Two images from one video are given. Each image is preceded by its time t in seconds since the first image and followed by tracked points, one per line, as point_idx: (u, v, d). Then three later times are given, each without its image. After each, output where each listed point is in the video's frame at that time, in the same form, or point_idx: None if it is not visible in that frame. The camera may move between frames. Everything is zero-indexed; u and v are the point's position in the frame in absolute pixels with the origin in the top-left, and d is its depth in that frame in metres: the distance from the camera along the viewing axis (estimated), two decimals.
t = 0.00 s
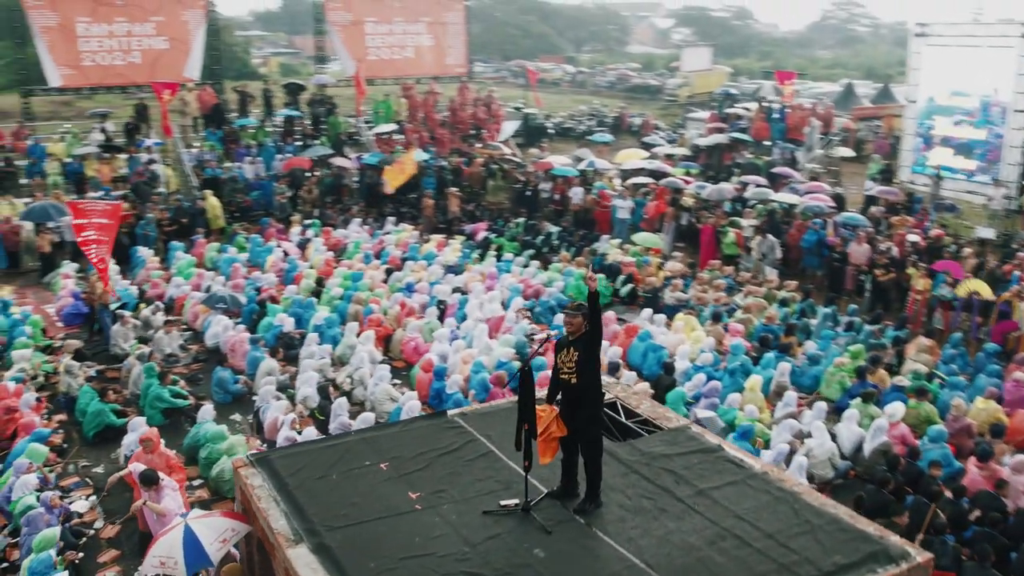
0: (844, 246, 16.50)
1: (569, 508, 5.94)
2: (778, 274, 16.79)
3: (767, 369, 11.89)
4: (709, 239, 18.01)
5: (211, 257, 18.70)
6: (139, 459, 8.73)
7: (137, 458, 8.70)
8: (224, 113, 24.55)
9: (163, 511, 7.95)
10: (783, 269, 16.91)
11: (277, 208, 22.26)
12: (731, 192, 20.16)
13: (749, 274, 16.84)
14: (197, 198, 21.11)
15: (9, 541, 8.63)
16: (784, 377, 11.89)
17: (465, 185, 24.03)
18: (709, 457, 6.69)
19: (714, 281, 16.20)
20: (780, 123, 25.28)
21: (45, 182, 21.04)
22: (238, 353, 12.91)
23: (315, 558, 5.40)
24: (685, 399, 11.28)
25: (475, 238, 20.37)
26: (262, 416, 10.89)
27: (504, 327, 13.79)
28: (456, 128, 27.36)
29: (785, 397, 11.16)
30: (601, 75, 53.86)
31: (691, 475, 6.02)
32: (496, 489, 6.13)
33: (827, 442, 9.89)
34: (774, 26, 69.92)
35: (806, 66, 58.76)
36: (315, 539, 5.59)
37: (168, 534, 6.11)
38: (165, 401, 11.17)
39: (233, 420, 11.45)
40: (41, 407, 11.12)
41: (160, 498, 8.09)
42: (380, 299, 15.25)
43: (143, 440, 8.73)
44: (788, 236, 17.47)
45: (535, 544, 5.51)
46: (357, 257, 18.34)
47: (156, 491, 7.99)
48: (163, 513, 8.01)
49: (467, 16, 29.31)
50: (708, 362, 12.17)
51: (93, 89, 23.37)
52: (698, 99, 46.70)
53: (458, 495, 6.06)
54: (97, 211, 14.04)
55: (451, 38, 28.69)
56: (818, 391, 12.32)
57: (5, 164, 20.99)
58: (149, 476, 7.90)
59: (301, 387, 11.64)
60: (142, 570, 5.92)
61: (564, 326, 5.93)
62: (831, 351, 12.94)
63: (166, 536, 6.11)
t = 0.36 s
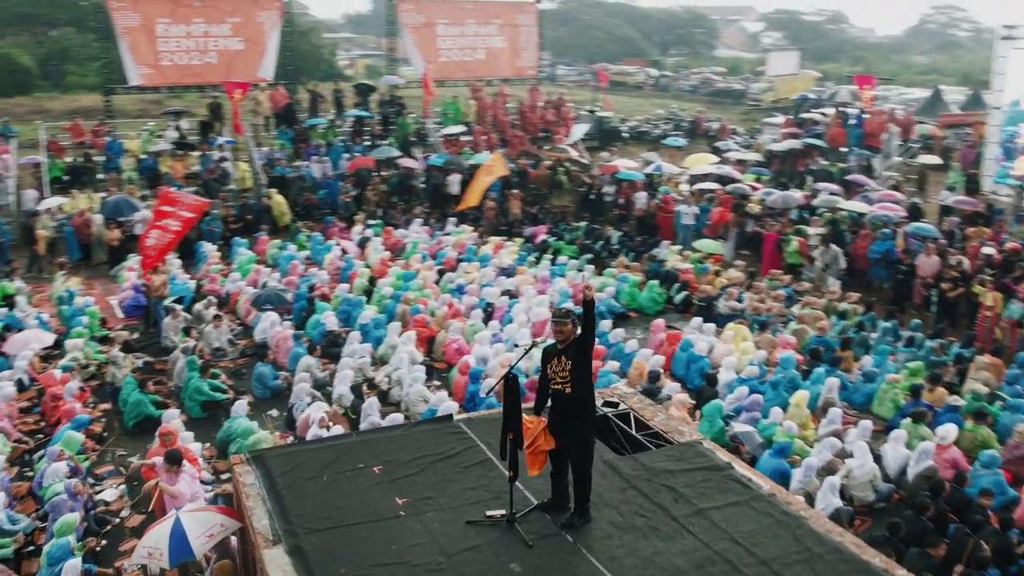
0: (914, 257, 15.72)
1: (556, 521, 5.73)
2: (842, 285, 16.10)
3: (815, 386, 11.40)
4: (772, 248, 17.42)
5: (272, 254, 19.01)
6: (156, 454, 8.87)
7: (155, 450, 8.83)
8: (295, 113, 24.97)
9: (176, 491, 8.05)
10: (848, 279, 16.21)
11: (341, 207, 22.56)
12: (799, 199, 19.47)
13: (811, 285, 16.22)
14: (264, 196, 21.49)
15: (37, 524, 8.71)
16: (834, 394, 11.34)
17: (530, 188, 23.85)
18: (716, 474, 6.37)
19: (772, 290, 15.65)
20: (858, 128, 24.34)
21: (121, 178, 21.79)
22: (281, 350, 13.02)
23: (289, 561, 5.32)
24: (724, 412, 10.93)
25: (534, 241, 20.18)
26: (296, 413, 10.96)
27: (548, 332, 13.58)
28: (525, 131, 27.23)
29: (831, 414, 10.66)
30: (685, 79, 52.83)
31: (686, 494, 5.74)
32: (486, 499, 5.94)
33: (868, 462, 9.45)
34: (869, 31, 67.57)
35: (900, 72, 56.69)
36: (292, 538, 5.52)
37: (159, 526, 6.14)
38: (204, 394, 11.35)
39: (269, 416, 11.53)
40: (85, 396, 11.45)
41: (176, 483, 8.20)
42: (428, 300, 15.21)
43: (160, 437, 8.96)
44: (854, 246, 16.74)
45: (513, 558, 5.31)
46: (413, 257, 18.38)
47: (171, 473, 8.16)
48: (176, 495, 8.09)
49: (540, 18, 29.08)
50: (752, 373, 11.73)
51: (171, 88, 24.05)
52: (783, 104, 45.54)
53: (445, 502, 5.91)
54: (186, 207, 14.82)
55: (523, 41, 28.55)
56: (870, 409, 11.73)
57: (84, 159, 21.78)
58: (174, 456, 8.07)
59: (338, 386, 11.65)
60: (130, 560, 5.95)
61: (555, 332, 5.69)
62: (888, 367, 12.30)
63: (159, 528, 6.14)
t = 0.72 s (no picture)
0: (989, 268, 14.86)
1: (541, 530, 5.52)
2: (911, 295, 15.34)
3: (866, 400, 10.85)
4: (839, 255, 16.74)
5: (334, 249, 19.22)
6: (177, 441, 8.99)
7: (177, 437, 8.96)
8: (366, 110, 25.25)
9: (193, 470, 8.08)
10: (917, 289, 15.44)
11: (407, 204, 22.67)
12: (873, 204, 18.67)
13: (877, 294, 15.52)
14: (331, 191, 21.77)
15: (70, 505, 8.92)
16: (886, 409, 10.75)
17: (597, 188, 23.55)
18: (721, 489, 6.05)
19: (834, 299, 15.03)
20: (941, 132, 23.27)
21: (195, 172, 22.40)
22: (325, 344, 13.09)
23: (263, 556, 5.27)
24: (765, 425, 10.49)
25: (595, 242, 19.89)
26: (331, 407, 10.99)
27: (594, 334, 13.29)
28: (596, 131, 26.95)
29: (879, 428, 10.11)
30: (773, 80, 51.39)
31: (679, 508, 5.45)
32: (474, 502, 5.78)
33: (912, 482, 8.93)
34: (974, 32, 64.63)
35: (1001, 75, 54.17)
36: (271, 534, 5.47)
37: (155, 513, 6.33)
38: (244, 385, 11.49)
39: (307, 409, 11.59)
40: (131, 383, 11.75)
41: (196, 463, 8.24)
42: (478, 298, 15.11)
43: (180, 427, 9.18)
44: (926, 254, 15.94)
45: (487, 566, 5.14)
46: (471, 256, 18.31)
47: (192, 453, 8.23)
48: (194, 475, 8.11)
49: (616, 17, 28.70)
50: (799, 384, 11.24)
51: (248, 85, 24.61)
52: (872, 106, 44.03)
53: (432, 505, 5.77)
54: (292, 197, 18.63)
55: (597, 40, 28.21)
56: (926, 426, 11.10)
57: (161, 153, 22.44)
58: (201, 436, 8.19)
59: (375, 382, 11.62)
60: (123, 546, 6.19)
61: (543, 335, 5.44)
62: (948, 383, 11.61)
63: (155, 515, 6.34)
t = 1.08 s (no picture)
0: None
1: (523, 531, 5.37)
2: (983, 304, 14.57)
3: (918, 413, 10.32)
4: (911, 261, 16.02)
5: (395, 241, 19.35)
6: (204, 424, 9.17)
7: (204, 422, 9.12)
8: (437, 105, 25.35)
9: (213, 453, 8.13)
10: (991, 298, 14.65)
11: (473, 199, 22.69)
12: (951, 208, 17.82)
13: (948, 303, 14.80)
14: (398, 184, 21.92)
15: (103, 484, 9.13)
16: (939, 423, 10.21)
17: (667, 187, 23.11)
18: (721, 498, 5.79)
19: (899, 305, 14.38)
20: None
21: (268, 163, 22.87)
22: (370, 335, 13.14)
23: (240, 542, 5.26)
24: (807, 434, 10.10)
25: (658, 241, 19.51)
26: (366, 398, 10.95)
27: (641, 335, 13.00)
28: (669, 128, 26.48)
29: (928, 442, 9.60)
30: (867, 79, 49.56)
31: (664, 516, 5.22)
32: (460, 499, 5.66)
33: (956, 501, 8.42)
34: None
35: None
36: (253, 521, 5.46)
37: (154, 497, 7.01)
38: (285, 372, 11.63)
39: (346, 400, 11.64)
40: (178, 367, 12.05)
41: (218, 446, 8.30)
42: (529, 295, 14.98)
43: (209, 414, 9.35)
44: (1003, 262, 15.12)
45: (458, 565, 5.02)
46: (529, 252, 18.18)
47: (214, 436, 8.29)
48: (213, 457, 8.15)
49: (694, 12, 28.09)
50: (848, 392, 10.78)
51: (323, 79, 24.96)
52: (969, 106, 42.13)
53: (418, 499, 5.67)
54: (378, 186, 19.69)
55: (674, 35, 27.67)
56: (983, 442, 10.49)
57: (235, 144, 22.96)
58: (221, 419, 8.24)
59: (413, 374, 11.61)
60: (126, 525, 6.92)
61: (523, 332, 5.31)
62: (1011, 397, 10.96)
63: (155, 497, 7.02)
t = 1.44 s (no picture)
0: None
1: (505, 528, 5.26)
2: None
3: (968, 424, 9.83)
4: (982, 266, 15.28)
5: (452, 233, 19.37)
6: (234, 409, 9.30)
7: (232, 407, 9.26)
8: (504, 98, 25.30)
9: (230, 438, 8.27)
10: None
11: (535, 193, 22.56)
12: None
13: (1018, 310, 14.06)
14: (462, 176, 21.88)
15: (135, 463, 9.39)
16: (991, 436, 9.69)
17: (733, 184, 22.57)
18: (718, 502, 5.57)
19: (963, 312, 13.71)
20: None
21: (334, 154, 23.18)
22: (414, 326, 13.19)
23: (223, 525, 5.27)
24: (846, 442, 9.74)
25: (719, 239, 19.06)
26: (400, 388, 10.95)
27: (686, 333, 12.70)
28: (740, 125, 25.86)
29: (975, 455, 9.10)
30: (960, 77, 47.53)
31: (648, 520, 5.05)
32: (447, 492, 5.59)
33: (997, 518, 7.96)
34: None
35: None
36: (240, 505, 5.48)
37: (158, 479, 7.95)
38: (324, 360, 11.75)
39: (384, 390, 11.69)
40: (222, 351, 12.30)
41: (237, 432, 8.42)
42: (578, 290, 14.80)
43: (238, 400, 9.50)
44: None
45: (433, 560, 4.93)
46: (585, 247, 17.98)
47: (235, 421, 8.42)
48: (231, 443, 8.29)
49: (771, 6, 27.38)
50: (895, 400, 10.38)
51: (393, 71, 25.17)
52: None
53: (405, 491, 5.61)
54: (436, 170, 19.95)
55: (749, 30, 27.01)
56: None
57: (304, 135, 23.34)
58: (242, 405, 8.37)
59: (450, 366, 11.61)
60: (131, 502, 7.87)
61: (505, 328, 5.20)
62: None
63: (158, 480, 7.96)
